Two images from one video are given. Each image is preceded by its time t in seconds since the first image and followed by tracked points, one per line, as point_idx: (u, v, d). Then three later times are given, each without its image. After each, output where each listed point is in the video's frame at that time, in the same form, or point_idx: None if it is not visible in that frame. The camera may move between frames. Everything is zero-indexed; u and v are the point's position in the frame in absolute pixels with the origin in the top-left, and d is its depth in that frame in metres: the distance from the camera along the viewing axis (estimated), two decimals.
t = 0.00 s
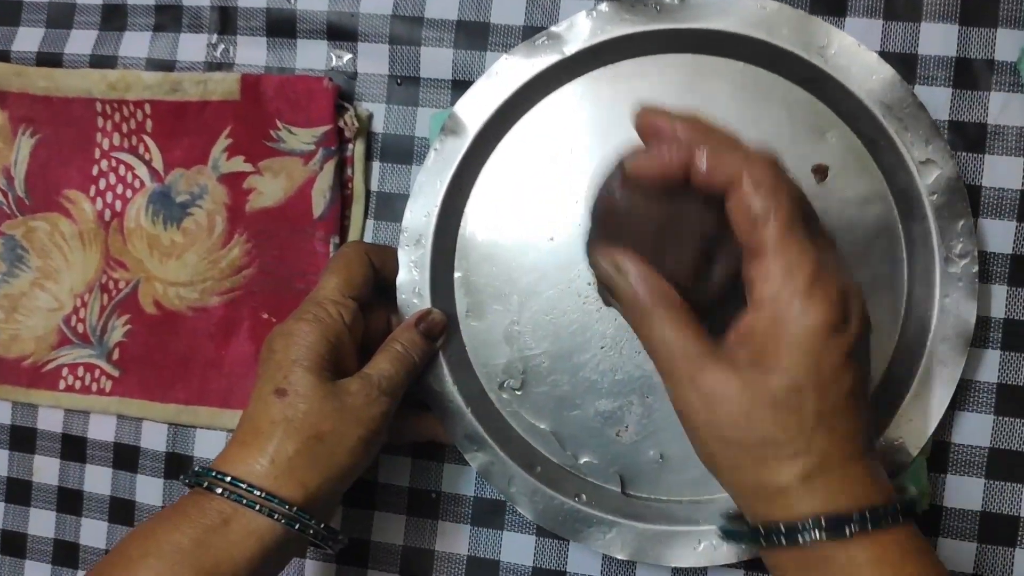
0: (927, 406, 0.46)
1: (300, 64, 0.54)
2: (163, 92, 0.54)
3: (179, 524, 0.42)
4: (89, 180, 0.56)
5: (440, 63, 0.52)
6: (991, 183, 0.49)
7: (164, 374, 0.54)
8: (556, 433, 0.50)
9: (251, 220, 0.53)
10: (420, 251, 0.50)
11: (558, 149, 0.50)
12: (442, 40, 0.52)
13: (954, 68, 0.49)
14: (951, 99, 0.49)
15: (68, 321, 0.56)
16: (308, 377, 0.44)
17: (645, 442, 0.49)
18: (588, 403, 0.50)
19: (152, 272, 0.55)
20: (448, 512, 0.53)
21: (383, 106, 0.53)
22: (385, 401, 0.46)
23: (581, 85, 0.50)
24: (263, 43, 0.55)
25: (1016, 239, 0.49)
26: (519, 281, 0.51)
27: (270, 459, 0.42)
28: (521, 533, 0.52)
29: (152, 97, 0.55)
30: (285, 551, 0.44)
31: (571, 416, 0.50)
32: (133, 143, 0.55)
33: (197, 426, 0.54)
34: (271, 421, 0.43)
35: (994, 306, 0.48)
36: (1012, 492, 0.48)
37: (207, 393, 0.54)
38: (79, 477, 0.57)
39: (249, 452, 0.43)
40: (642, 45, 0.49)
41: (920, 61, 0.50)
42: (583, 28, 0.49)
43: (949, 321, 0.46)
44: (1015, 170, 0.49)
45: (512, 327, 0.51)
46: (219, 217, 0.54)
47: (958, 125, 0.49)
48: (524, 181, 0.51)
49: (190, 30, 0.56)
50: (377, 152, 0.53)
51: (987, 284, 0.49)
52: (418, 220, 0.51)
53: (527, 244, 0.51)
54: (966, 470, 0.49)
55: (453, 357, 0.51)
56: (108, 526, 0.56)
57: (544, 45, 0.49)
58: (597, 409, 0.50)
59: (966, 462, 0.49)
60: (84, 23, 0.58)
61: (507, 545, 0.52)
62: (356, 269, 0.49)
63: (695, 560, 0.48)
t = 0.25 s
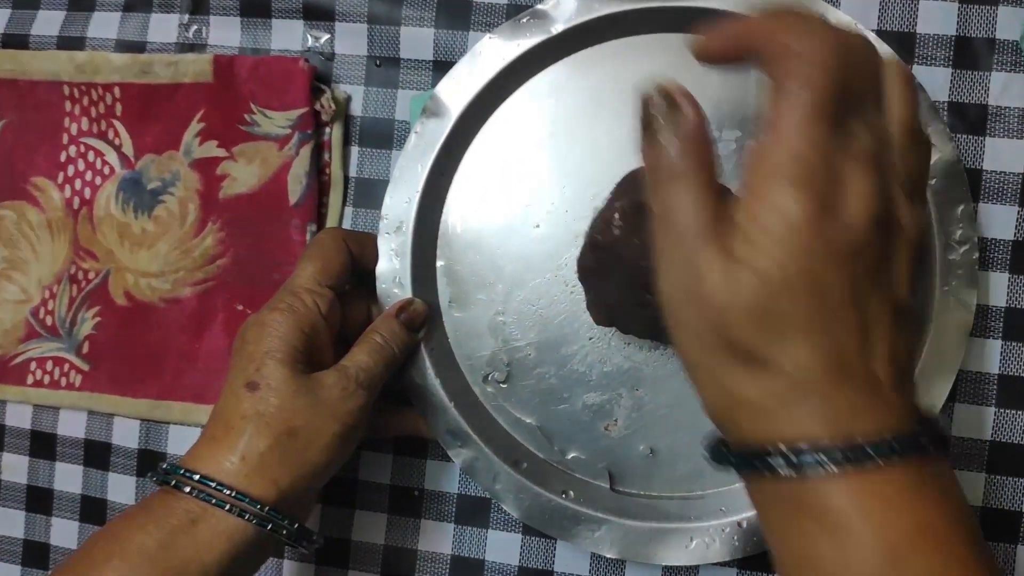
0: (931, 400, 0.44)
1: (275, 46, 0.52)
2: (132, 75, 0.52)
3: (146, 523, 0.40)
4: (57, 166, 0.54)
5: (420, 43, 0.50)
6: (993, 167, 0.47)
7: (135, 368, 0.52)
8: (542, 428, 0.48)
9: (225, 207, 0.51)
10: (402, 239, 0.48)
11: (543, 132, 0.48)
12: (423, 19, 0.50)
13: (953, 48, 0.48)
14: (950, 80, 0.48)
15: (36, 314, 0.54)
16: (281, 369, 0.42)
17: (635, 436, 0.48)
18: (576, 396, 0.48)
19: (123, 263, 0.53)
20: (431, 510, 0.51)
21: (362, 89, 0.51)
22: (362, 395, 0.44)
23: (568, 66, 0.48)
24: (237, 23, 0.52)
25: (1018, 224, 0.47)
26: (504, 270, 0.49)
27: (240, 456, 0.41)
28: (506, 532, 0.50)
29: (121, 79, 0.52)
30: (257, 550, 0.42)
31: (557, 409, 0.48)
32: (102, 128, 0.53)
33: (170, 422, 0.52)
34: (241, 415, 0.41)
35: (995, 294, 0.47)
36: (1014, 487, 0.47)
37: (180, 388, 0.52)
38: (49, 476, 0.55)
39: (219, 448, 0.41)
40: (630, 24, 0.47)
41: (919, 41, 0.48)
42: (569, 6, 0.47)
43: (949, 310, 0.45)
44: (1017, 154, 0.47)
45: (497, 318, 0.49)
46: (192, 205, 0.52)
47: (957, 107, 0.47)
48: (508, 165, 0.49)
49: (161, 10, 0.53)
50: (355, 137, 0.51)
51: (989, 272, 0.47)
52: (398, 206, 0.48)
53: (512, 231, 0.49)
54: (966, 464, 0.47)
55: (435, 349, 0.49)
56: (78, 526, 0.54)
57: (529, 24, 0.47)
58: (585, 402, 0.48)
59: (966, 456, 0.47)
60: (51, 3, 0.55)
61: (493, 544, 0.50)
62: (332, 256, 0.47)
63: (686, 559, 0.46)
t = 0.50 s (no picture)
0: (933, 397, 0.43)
1: (258, 32, 0.50)
2: (109, 62, 0.50)
3: (119, 527, 0.39)
4: (33, 158, 0.52)
5: (407, 29, 0.48)
6: (999, 157, 0.46)
7: (113, 366, 0.51)
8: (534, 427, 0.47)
9: (206, 199, 0.49)
10: (388, 232, 0.47)
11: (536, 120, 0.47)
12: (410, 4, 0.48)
13: (959, 34, 0.46)
14: (955, 66, 0.46)
15: (12, 310, 0.52)
16: (261, 367, 0.40)
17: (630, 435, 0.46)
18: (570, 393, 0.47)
19: (102, 257, 0.51)
20: (420, 512, 0.49)
21: (348, 77, 0.49)
22: (346, 394, 0.42)
23: (560, 52, 0.46)
24: (217, 9, 0.50)
25: None
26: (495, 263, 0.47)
27: (218, 457, 0.39)
28: (497, 535, 0.49)
29: (98, 67, 0.51)
30: (236, 555, 0.40)
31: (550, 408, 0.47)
32: (79, 118, 0.51)
33: (150, 422, 0.50)
34: (220, 415, 0.40)
35: (1002, 288, 0.45)
36: (1020, 487, 0.45)
37: (159, 387, 0.50)
38: (26, 476, 0.53)
39: (196, 449, 0.39)
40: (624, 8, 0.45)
41: (924, 26, 0.46)
42: None
43: (955, 304, 0.43)
44: None
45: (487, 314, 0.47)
46: (172, 197, 0.50)
47: (963, 95, 0.46)
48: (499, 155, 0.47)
49: None
50: (341, 126, 0.49)
51: (995, 265, 0.45)
52: (384, 197, 0.47)
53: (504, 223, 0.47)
54: (971, 463, 0.46)
55: (423, 346, 0.47)
56: (55, 529, 0.52)
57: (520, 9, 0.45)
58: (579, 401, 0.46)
59: (971, 455, 0.46)
60: None
61: (483, 547, 0.49)
62: (316, 250, 0.45)
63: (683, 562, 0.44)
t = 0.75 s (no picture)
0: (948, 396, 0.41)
1: (242, 18, 0.48)
2: (88, 49, 0.48)
3: (94, 534, 0.37)
4: (9, 149, 0.50)
5: (397, 15, 0.47)
6: (1011, 146, 0.44)
7: (93, 365, 0.49)
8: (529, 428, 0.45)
9: (188, 192, 0.48)
10: (377, 225, 0.45)
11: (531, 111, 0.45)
12: None
13: (969, 19, 0.44)
14: (965, 52, 0.44)
15: None
16: (242, 366, 0.39)
17: (629, 436, 0.44)
18: (566, 393, 0.45)
19: (81, 252, 0.49)
20: (412, 516, 0.48)
21: (335, 64, 0.47)
22: (331, 394, 0.40)
23: (555, 38, 0.45)
24: None
25: None
26: (488, 258, 0.45)
27: (197, 462, 0.37)
28: (492, 539, 0.47)
29: (76, 54, 0.49)
30: (216, 563, 0.39)
31: (546, 408, 0.45)
32: (57, 107, 0.50)
33: (131, 423, 0.48)
34: (199, 417, 0.38)
35: (1014, 281, 0.44)
36: None
37: (141, 387, 0.48)
38: (4, 480, 0.51)
39: (174, 453, 0.38)
40: None
41: (932, 11, 0.44)
42: None
43: (966, 298, 0.41)
44: None
45: (480, 310, 0.45)
46: (153, 190, 0.48)
47: (973, 81, 0.44)
48: (492, 145, 0.45)
49: None
50: (328, 115, 0.47)
51: (1007, 258, 0.44)
52: (372, 190, 0.45)
53: (497, 217, 0.45)
54: (984, 464, 0.44)
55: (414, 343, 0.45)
56: (34, 534, 0.50)
57: None
58: (575, 401, 0.45)
59: (983, 456, 0.44)
60: None
61: (478, 552, 0.47)
62: (301, 244, 0.43)
63: (684, 569, 0.42)
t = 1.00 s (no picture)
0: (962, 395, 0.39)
1: (231, 7, 0.47)
2: (71, 40, 0.47)
3: (75, 541, 0.36)
4: None
5: (390, 4, 0.45)
6: None
7: (77, 365, 0.47)
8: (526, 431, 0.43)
9: (175, 187, 0.46)
10: (371, 220, 0.43)
11: (528, 103, 0.43)
12: None
13: (981, 7, 0.43)
14: (977, 42, 0.43)
15: None
16: (228, 367, 0.37)
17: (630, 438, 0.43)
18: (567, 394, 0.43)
19: (66, 249, 0.48)
20: (406, 520, 0.46)
21: (327, 55, 0.46)
22: (321, 396, 0.39)
23: (553, 27, 0.43)
24: None
25: None
26: (484, 254, 0.44)
27: (182, 467, 0.36)
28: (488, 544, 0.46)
29: (59, 45, 0.47)
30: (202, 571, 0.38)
31: (545, 410, 0.43)
32: (41, 100, 0.48)
33: (117, 425, 0.47)
34: (184, 420, 0.37)
35: None
36: None
37: (127, 387, 0.47)
38: None
39: (157, 458, 0.36)
40: None
41: None
42: None
43: (979, 296, 0.40)
44: None
45: (476, 308, 0.44)
46: (139, 185, 0.47)
47: (985, 72, 0.43)
48: (488, 138, 0.43)
49: None
50: (319, 107, 0.46)
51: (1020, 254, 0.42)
52: (366, 183, 0.44)
53: (494, 211, 0.44)
54: (996, 466, 0.42)
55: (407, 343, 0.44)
56: (17, 539, 0.49)
57: None
58: (575, 402, 0.43)
59: (994, 458, 0.43)
60: None
61: (473, 558, 0.46)
62: (291, 240, 0.42)
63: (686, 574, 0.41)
